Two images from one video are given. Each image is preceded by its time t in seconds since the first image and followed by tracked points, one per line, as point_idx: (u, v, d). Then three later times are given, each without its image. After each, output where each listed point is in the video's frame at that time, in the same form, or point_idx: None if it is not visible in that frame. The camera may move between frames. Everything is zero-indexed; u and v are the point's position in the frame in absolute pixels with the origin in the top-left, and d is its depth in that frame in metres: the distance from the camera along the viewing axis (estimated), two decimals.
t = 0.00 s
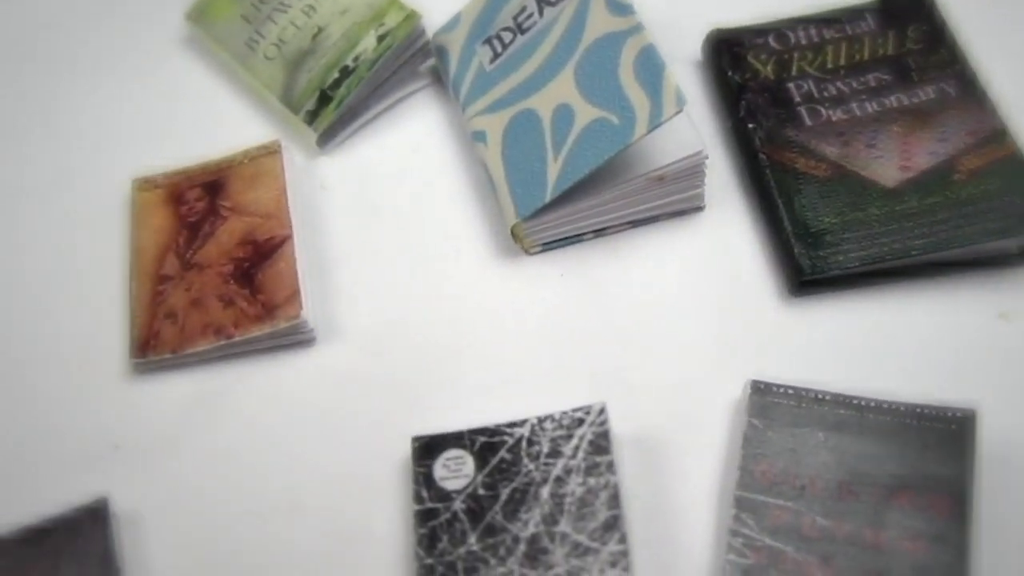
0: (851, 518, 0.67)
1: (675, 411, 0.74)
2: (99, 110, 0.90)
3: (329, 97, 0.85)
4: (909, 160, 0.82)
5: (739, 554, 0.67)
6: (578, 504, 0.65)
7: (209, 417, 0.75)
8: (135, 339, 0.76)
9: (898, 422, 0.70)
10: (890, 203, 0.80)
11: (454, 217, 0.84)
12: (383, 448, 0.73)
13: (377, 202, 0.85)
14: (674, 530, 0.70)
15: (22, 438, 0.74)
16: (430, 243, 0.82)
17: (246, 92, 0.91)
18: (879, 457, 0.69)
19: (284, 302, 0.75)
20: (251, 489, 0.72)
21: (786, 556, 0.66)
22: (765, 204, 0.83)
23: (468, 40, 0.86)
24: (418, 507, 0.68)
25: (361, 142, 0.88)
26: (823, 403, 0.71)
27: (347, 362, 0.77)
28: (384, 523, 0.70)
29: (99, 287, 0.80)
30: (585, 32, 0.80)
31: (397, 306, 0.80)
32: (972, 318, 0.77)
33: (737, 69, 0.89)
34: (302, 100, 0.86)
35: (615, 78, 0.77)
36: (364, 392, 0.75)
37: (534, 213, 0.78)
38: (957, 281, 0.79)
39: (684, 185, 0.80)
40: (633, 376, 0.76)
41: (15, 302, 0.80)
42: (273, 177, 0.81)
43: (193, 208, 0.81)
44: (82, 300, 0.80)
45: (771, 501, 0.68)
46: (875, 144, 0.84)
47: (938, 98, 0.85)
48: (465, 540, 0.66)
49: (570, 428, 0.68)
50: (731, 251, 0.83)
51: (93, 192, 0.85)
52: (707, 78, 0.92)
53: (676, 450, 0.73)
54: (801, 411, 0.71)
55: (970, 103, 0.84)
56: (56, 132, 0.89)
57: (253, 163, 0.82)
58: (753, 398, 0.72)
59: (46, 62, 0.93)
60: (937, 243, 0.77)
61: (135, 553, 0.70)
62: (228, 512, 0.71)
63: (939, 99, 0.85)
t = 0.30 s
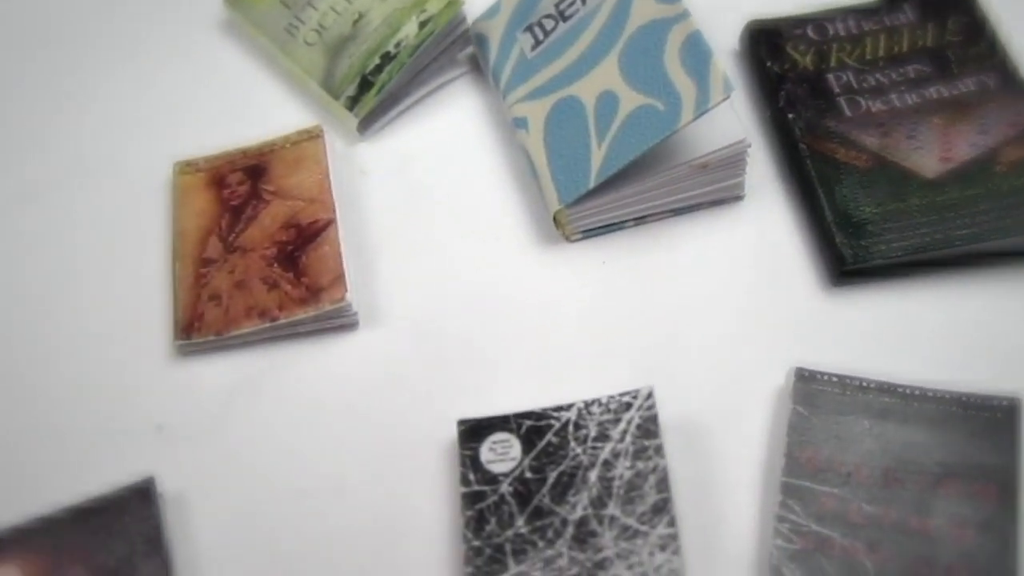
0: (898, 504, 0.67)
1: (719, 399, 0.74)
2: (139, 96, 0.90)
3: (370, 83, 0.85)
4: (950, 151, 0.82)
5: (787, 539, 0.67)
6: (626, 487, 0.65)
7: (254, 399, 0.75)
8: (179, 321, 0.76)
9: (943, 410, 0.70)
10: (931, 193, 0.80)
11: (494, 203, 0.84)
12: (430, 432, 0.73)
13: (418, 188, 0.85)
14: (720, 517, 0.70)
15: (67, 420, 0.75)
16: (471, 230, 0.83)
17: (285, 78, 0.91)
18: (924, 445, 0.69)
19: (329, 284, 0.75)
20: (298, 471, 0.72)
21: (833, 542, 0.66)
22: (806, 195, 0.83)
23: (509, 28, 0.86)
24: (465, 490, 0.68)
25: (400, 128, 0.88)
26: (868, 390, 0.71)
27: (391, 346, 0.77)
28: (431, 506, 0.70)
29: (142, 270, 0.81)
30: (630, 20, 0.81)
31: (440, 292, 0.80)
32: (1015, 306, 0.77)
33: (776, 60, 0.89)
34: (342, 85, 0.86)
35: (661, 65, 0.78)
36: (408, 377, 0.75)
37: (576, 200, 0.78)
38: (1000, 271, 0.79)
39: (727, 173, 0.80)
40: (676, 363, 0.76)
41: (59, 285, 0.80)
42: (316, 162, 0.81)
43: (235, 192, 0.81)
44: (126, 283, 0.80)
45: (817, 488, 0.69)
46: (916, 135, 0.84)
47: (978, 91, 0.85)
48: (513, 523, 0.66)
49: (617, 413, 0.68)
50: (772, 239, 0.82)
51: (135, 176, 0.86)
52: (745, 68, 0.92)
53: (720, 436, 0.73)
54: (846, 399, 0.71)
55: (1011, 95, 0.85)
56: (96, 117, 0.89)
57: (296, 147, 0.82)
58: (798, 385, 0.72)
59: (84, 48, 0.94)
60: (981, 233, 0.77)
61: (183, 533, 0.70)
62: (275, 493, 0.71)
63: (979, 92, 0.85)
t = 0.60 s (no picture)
0: (938, 482, 0.67)
1: (757, 380, 0.74)
2: (163, 81, 0.90)
3: (406, 61, 0.86)
4: (986, 135, 0.82)
5: (827, 516, 0.67)
6: (668, 462, 0.65)
7: (290, 372, 0.75)
8: (216, 295, 0.76)
9: (983, 390, 0.70)
10: (968, 176, 0.80)
11: (529, 184, 0.83)
12: (468, 406, 0.73)
13: (453, 166, 0.85)
14: (759, 495, 0.70)
15: (104, 392, 0.75)
16: (507, 208, 0.82)
17: (319, 57, 0.91)
18: (964, 423, 0.69)
19: (367, 259, 0.75)
20: (335, 446, 0.72)
21: (874, 520, 0.66)
22: (842, 176, 0.82)
23: (544, 6, 0.86)
24: (506, 463, 0.68)
25: (435, 107, 0.88)
26: (907, 369, 0.71)
27: (428, 323, 0.77)
28: (469, 481, 0.70)
29: (177, 246, 0.81)
30: None
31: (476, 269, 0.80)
32: None
33: (811, 43, 0.89)
34: (378, 64, 0.86)
35: (700, 44, 0.78)
36: (445, 353, 0.75)
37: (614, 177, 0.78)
38: None
39: (762, 154, 0.80)
40: (712, 342, 0.76)
41: (95, 260, 0.81)
42: (353, 138, 0.81)
43: (271, 167, 0.81)
44: (161, 259, 0.80)
45: (858, 465, 0.68)
46: (952, 119, 0.84)
47: (1014, 76, 0.85)
48: (554, 496, 0.66)
49: (658, 388, 0.68)
50: (807, 221, 0.82)
51: (170, 152, 0.86)
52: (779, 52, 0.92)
53: (758, 414, 0.73)
54: (885, 378, 0.71)
55: None
56: (131, 94, 0.89)
57: (333, 123, 0.82)
58: (838, 364, 0.72)
59: (114, 28, 0.93)
60: (1019, 216, 0.77)
61: (221, 505, 0.71)
62: (313, 466, 0.71)
63: (1015, 77, 0.85)
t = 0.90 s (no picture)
0: (964, 460, 0.66)
1: (780, 358, 0.74)
2: (181, 62, 0.90)
3: (427, 39, 0.86)
4: (1009, 118, 0.81)
5: (852, 494, 0.67)
6: (693, 438, 0.65)
7: (312, 348, 0.75)
8: (237, 271, 0.76)
9: (1007, 367, 0.68)
10: (990, 158, 0.79)
11: (551, 163, 0.83)
12: (489, 382, 0.72)
13: (474, 146, 0.84)
14: (784, 474, 0.69)
15: (125, 368, 0.75)
16: (528, 188, 0.82)
17: (339, 35, 0.90)
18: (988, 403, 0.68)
19: (389, 236, 0.74)
20: (356, 422, 0.72)
21: (899, 498, 0.66)
22: (864, 158, 0.82)
23: None
24: (529, 439, 0.67)
25: (455, 86, 0.87)
26: (931, 348, 0.71)
27: (449, 301, 0.77)
28: (491, 457, 0.69)
29: (197, 223, 0.81)
30: None
31: (497, 248, 0.79)
32: None
33: (833, 26, 0.89)
34: (399, 42, 0.87)
35: (726, 22, 0.78)
36: (467, 330, 0.75)
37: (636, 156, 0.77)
38: None
39: (785, 135, 0.79)
40: (735, 321, 0.76)
41: (115, 236, 0.81)
42: (374, 115, 0.81)
43: (292, 144, 0.81)
44: (184, 235, 0.80)
45: (883, 444, 0.68)
46: (974, 102, 0.82)
47: None
48: (578, 472, 0.66)
49: (682, 364, 0.68)
50: (830, 202, 0.81)
51: (190, 129, 0.86)
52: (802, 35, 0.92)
53: (781, 393, 0.72)
54: (909, 357, 0.71)
55: None
56: (150, 73, 0.89)
57: (355, 101, 0.82)
58: (862, 344, 0.72)
59: (133, 9, 0.93)
60: None
61: (242, 480, 0.70)
62: (335, 441, 0.71)
63: None
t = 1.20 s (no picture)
0: (981, 438, 0.66)
1: (795, 337, 0.73)
2: (195, 44, 0.90)
3: (441, 17, 0.86)
4: None
5: (869, 472, 0.66)
6: (710, 413, 0.65)
7: (325, 325, 0.74)
8: (250, 247, 0.76)
9: None
10: (1007, 140, 0.78)
11: (564, 142, 0.83)
12: (503, 360, 0.72)
13: (487, 125, 0.84)
14: (800, 452, 0.69)
15: (137, 347, 0.74)
16: (542, 166, 0.82)
17: (352, 15, 0.90)
18: (1005, 381, 0.67)
19: (404, 212, 0.74)
20: (369, 399, 0.71)
21: (917, 475, 0.65)
22: (880, 139, 0.81)
23: None
24: (544, 415, 0.67)
25: (468, 66, 0.87)
26: (948, 328, 0.70)
27: (463, 278, 0.76)
28: (505, 433, 0.69)
29: (211, 202, 0.80)
30: None
31: (511, 227, 0.79)
32: None
33: (847, 8, 0.89)
34: (412, 21, 0.87)
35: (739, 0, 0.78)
36: (481, 307, 0.75)
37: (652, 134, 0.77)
38: None
39: (801, 115, 0.79)
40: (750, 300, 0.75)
41: (127, 217, 0.80)
42: (388, 93, 0.81)
43: (305, 121, 0.81)
44: (197, 218, 0.80)
45: (901, 423, 0.68)
46: (990, 85, 0.82)
47: None
48: (593, 449, 0.65)
49: (698, 340, 0.68)
50: (846, 183, 0.81)
51: (203, 111, 0.85)
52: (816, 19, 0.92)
53: (798, 372, 0.72)
54: (926, 336, 0.70)
55: None
56: (164, 56, 0.89)
57: (369, 78, 0.82)
58: (878, 323, 0.72)
59: None
60: None
61: (255, 457, 0.70)
62: (348, 418, 0.71)
63: None
